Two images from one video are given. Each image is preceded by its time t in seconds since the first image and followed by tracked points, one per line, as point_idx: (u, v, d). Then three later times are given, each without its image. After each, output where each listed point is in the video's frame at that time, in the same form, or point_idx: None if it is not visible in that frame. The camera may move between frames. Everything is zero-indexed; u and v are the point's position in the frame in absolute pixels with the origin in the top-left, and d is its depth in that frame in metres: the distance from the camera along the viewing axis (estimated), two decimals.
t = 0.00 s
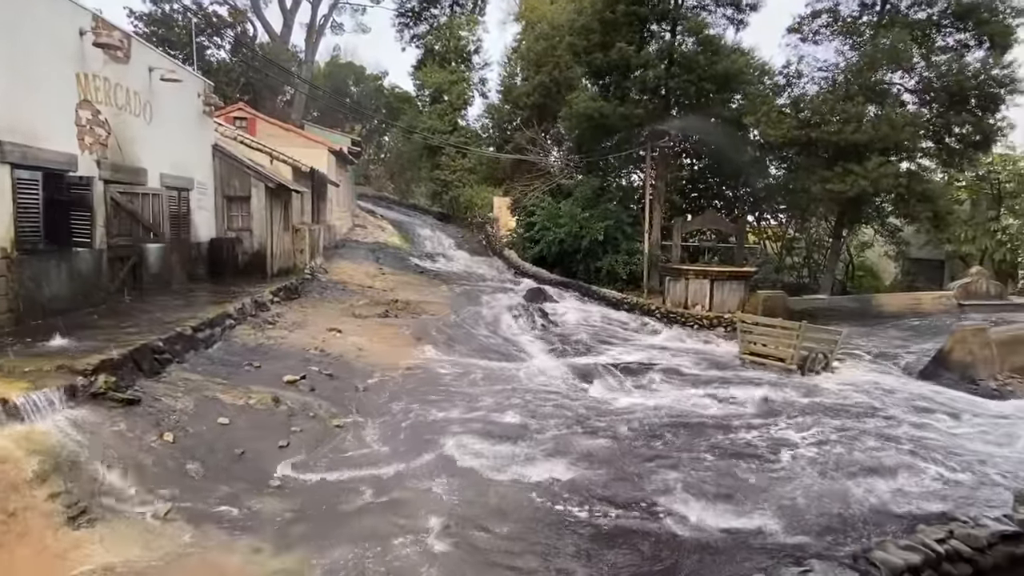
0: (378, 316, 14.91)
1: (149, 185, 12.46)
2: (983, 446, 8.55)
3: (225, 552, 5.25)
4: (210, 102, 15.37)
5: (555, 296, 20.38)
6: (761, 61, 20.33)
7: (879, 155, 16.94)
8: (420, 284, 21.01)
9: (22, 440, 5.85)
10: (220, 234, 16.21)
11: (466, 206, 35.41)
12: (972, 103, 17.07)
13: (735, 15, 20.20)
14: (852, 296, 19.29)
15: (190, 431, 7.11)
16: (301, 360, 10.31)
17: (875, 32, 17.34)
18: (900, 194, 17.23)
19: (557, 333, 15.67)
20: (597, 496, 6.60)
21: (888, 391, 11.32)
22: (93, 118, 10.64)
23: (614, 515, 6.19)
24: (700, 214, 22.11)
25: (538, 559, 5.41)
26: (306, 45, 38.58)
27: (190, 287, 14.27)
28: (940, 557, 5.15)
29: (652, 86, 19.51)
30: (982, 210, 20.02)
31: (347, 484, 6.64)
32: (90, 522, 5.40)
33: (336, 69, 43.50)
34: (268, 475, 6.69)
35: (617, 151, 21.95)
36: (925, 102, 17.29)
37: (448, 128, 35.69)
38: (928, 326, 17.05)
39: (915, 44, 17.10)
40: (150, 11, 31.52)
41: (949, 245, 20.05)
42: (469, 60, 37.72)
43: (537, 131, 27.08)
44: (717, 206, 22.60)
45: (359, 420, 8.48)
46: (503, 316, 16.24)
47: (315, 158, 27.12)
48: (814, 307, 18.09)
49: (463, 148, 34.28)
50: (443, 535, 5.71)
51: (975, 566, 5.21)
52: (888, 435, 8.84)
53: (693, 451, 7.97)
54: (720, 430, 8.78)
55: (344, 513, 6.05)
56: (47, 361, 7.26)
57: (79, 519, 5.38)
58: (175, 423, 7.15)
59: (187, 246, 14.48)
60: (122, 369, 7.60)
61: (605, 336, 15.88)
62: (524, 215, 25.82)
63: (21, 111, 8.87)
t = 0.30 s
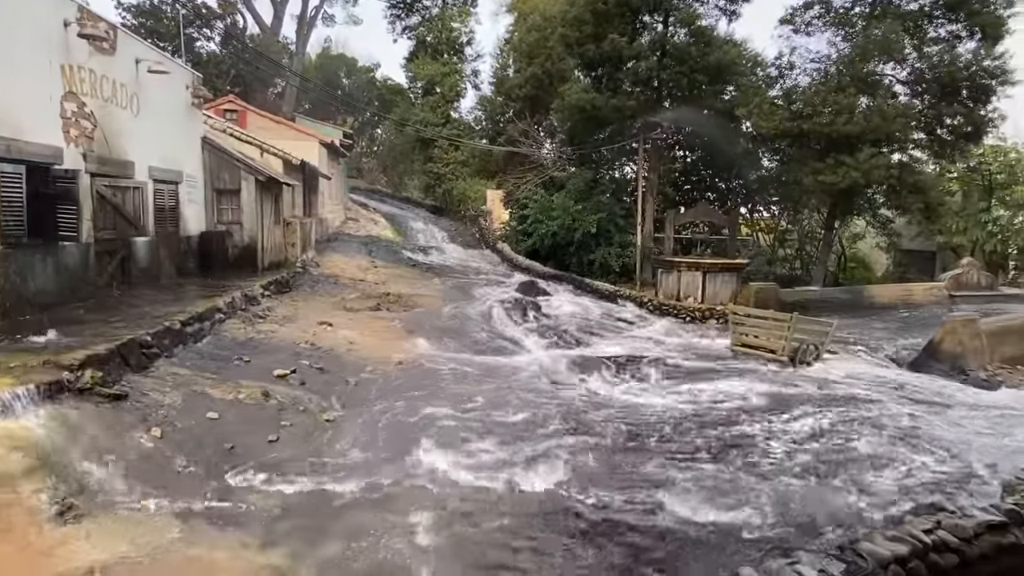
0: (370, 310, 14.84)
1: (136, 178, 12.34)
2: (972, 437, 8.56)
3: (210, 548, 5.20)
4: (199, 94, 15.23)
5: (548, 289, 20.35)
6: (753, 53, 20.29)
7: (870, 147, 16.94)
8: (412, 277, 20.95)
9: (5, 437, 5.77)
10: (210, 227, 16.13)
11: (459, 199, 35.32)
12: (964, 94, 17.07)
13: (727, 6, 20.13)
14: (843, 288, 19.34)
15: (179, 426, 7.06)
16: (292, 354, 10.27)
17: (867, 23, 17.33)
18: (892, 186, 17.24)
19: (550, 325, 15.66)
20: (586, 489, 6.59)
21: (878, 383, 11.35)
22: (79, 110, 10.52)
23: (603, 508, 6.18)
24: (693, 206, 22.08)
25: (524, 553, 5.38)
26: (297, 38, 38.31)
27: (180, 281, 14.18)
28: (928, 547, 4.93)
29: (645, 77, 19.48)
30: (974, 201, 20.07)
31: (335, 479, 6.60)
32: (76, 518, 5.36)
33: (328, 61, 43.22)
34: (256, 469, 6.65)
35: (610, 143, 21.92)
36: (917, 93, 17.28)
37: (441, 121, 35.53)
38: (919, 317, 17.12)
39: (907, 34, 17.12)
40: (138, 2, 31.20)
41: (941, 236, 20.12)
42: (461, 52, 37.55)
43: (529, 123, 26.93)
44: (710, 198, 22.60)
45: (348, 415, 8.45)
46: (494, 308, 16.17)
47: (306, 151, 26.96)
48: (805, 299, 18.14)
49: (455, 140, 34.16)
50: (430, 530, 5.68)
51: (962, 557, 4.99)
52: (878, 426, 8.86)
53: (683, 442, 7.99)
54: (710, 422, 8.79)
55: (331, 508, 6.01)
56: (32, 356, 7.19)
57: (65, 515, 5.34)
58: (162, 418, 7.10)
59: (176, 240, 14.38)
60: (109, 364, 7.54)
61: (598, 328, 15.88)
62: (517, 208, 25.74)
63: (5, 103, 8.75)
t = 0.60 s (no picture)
0: (360, 304, 14.77)
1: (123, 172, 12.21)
2: (960, 429, 8.57)
3: (193, 546, 5.16)
4: (187, 86, 15.06)
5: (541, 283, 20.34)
6: (745, 45, 20.25)
7: (861, 139, 16.93)
8: (404, 271, 20.88)
9: None
10: (199, 222, 16.02)
11: (452, 192, 35.23)
12: (955, 86, 17.08)
13: None
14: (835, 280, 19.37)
15: (166, 422, 7.01)
16: (281, 349, 10.20)
17: (859, 15, 17.30)
18: (883, 178, 17.24)
19: (542, 319, 15.65)
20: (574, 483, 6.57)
21: (869, 375, 11.37)
22: (64, 103, 10.39)
23: (590, 503, 6.16)
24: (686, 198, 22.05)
25: (510, 549, 5.35)
26: (289, 30, 38.02)
27: (169, 276, 14.08)
28: (913, 539, 4.82)
29: (637, 70, 19.44)
30: (965, 193, 20.13)
31: (322, 475, 6.56)
32: (59, 515, 5.31)
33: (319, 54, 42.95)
34: (243, 465, 6.61)
35: (602, 136, 21.80)
36: (908, 86, 17.29)
37: (433, 114, 35.38)
38: (911, 309, 17.17)
39: (898, 26, 17.13)
40: None
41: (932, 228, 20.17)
42: (453, 44, 37.41)
43: (521, 116, 26.76)
44: (703, 190, 22.57)
45: (336, 409, 8.40)
46: (485, 301, 16.12)
47: (298, 145, 26.79)
48: (797, 292, 18.15)
49: (448, 133, 34.03)
50: (414, 526, 5.64)
51: (949, 548, 4.89)
52: (867, 419, 8.86)
53: (673, 436, 7.98)
54: (701, 416, 8.79)
55: (317, 505, 5.97)
56: (16, 352, 7.11)
57: (48, 513, 5.29)
58: (149, 415, 7.04)
59: (164, 234, 14.26)
60: (95, 360, 7.47)
61: (590, 322, 15.86)
62: (509, 201, 25.67)
63: None
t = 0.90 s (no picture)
0: (351, 299, 14.67)
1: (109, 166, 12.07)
2: (951, 422, 8.56)
3: (173, 544, 5.10)
4: (174, 79, 14.90)
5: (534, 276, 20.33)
6: (738, 37, 20.10)
7: (853, 131, 16.88)
8: (396, 265, 20.80)
9: None
10: (188, 216, 15.90)
11: (446, 186, 35.17)
12: (947, 78, 17.03)
13: None
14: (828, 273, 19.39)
15: (150, 418, 6.93)
16: (269, 344, 10.12)
17: (852, 6, 17.17)
18: (876, 170, 17.23)
19: (534, 312, 15.63)
20: (562, 478, 6.52)
21: (860, 367, 11.36)
22: (46, 96, 10.24)
23: (578, 499, 6.11)
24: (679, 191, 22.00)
25: (496, 545, 5.33)
26: (280, 22, 37.70)
27: (157, 271, 13.96)
28: (899, 533, 4.79)
29: (629, 62, 19.41)
30: (956, 185, 20.17)
31: (307, 471, 6.49)
32: (39, 514, 5.23)
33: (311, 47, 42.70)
34: (228, 462, 6.53)
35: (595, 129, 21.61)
36: (900, 77, 17.31)
37: (426, 107, 35.24)
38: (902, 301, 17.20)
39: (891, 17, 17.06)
40: None
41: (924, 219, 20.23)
42: (446, 37, 37.28)
43: (514, 108, 26.48)
44: (697, 183, 22.55)
45: (324, 404, 8.33)
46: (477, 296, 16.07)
47: (289, 138, 26.62)
48: (789, 284, 18.15)
49: (441, 127, 33.93)
50: (399, 524, 5.58)
51: (934, 542, 4.87)
52: (857, 412, 8.84)
53: (662, 429, 7.95)
54: (692, 410, 8.76)
55: (302, 501, 5.91)
56: None
57: (27, 512, 5.21)
58: (132, 411, 6.95)
59: (152, 229, 14.13)
60: (78, 356, 7.38)
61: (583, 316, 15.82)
62: (503, 195, 25.59)
63: None
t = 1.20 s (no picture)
0: (340, 296, 14.58)
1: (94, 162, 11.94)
2: (940, 417, 8.55)
3: (151, 544, 5.03)
4: (161, 74, 14.75)
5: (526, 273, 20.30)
6: (731, 32, 20.01)
7: (845, 126, 16.83)
8: (389, 261, 20.72)
9: None
10: (177, 212, 15.87)
11: (440, 182, 35.07)
12: (939, 73, 17.04)
13: None
14: (820, 268, 19.40)
15: (131, 417, 6.83)
16: (256, 341, 10.05)
17: None
18: (867, 164, 17.26)
19: (526, 309, 15.58)
20: (548, 475, 6.48)
21: (850, 363, 11.36)
22: (29, 91, 10.10)
23: (564, 497, 6.06)
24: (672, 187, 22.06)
25: (478, 545, 5.27)
26: (271, 18, 37.48)
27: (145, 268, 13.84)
28: (883, 531, 4.75)
29: (622, 57, 19.46)
30: (949, 180, 20.18)
31: (291, 469, 6.44)
32: (15, 514, 5.16)
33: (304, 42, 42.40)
34: (211, 461, 6.47)
35: (588, 125, 21.25)
36: (892, 72, 17.21)
37: (419, 103, 35.09)
38: (893, 295, 17.22)
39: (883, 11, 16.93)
40: None
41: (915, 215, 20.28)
42: (439, 32, 37.16)
43: (507, 105, 25.78)
44: (690, 178, 22.64)
45: (310, 401, 8.27)
46: (469, 293, 16.03)
47: (281, 134, 26.47)
48: (780, 280, 18.11)
49: (434, 123, 33.81)
50: (381, 524, 5.52)
51: (919, 539, 4.83)
52: (846, 407, 8.84)
53: (649, 425, 7.94)
54: (680, 406, 8.74)
55: (285, 499, 5.85)
56: None
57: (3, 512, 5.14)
58: (115, 410, 6.87)
59: (140, 225, 14.02)
60: (59, 354, 7.29)
61: (575, 312, 15.77)
62: (496, 191, 25.51)
63: None
